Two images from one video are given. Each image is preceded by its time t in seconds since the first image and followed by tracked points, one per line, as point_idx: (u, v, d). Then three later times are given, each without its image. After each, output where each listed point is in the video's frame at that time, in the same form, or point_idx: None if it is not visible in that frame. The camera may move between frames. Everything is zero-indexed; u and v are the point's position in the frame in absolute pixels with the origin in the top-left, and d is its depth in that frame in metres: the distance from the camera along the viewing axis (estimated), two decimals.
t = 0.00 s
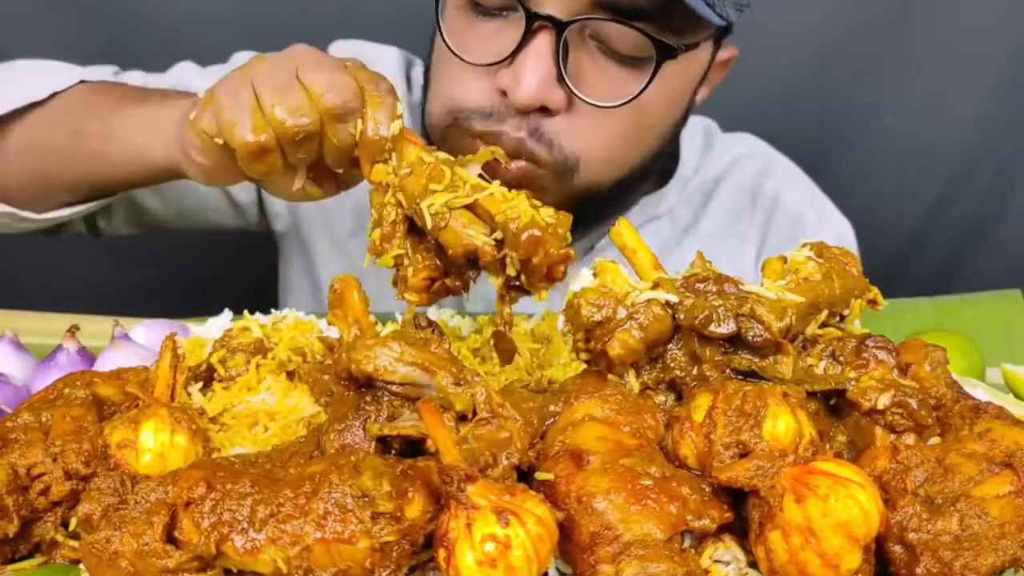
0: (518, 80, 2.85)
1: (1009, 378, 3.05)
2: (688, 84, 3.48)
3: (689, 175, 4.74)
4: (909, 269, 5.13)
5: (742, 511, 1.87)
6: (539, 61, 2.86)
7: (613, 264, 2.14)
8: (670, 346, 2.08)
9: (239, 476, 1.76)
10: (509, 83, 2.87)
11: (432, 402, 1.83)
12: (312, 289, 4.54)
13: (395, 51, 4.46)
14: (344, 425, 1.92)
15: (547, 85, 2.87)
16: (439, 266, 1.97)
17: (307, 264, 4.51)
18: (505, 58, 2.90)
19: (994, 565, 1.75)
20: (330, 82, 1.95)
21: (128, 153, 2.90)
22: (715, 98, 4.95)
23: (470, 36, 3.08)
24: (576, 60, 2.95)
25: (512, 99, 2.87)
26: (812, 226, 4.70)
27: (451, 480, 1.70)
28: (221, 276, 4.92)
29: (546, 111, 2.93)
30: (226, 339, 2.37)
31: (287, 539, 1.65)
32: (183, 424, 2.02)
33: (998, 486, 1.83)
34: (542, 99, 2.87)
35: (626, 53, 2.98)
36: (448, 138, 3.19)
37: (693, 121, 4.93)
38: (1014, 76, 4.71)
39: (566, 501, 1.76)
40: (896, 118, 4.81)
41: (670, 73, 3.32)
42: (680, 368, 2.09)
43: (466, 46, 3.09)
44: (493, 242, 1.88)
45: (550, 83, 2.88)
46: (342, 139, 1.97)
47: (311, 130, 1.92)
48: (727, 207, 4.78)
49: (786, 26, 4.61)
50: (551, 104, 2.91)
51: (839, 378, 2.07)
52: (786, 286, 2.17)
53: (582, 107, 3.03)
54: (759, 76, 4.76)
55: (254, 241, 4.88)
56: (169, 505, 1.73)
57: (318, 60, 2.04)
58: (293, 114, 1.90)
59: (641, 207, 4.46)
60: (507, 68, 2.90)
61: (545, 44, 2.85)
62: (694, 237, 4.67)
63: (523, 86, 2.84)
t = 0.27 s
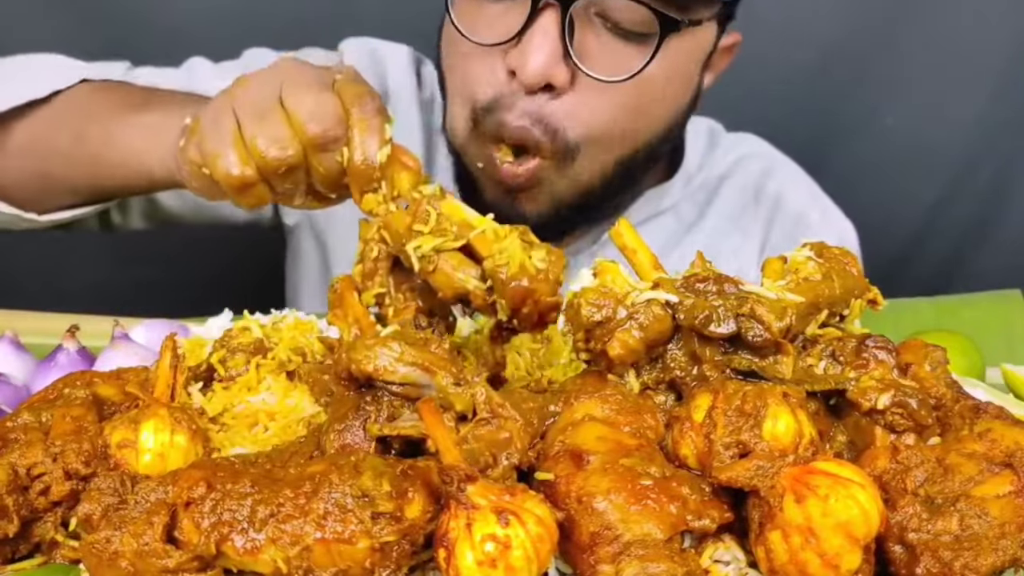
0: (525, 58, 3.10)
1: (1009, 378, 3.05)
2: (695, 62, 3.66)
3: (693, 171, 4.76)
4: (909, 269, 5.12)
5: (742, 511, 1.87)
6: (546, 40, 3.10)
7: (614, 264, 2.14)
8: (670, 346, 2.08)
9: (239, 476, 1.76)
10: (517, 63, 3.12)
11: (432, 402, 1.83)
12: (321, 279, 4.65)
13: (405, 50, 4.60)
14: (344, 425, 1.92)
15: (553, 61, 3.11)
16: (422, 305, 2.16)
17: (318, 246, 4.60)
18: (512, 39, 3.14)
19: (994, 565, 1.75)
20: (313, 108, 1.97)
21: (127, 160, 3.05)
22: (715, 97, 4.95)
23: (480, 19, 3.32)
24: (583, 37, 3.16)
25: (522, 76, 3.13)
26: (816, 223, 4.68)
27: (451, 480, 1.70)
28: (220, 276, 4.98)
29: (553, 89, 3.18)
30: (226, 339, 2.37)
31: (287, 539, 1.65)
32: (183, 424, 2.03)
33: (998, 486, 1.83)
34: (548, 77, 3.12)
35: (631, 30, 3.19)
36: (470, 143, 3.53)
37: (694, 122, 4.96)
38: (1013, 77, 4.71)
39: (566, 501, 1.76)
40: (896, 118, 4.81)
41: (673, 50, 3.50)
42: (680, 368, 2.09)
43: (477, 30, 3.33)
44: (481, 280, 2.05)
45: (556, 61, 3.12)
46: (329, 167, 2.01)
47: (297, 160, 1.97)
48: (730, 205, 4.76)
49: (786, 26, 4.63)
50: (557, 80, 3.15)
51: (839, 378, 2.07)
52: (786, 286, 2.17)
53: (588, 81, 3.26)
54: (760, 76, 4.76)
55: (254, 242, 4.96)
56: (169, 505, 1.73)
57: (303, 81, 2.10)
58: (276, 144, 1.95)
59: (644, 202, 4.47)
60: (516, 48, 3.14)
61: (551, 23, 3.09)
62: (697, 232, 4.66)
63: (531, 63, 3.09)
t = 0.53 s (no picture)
0: (542, 52, 3.08)
1: (1009, 378, 3.05)
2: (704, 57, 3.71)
3: (694, 170, 4.76)
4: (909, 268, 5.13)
5: (742, 510, 1.88)
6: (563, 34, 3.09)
7: (614, 264, 2.14)
8: (670, 346, 2.08)
9: (239, 476, 1.76)
10: (535, 57, 3.11)
11: (432, 402, 1.83)
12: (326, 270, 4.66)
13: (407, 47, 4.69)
14: (344, 424, 1.92)
15: (571, 55, 3.09)
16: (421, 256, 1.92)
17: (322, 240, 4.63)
18: (530, 32, 3.14)
19: (994, 565, 1.76)
20: (252, 88, 1.82)
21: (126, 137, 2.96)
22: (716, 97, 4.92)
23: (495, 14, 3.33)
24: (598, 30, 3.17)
25: (540, 70, 3.11)
26: (817, 225, 4.77)
27: (451, 480, 1.70)
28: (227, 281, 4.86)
29: (572, 81, 3.15)
30: (226, 339, 2.37)
31: (287, 539, 1.65)
32: (183, 424, 2.03)
33: (999, 486, 1.83)
34: (567, 70, 3.10)
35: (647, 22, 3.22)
36: (483, 126, 3.47)
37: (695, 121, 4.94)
38: (1014, 77, 4.70)
39: (566, 501, 1.76)
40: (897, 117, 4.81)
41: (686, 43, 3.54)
42: (680, 368, 2.08)
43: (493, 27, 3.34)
44: (467, 218, 1.80)
45: (574, 54, 3.10)
46: (290, 135, 1.84)
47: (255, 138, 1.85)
48: (731, 204, 4.82)
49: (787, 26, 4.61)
50: (576, 74, 3.13)
51: (839, 378, 2.07)
52: (786, 286, 2.17)
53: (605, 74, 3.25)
54: (761, 76, 4.74)
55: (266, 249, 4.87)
56: (169, 505, 1.73)
57: (242, 50, 1.94)
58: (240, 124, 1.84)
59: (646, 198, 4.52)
60: (532, 41, 3.14)
61: (568, 15, 3.09)
62: (699, 231, 4.71)
63: (549, 56, 3.07)
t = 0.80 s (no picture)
0: (559, 14, 3.24)
1: (1009, 378, 3.05)
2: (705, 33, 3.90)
3: (693, 167, 4.85)
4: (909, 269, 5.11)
5: (742, 510, 1.88)
6: None
7: (613, 264, 2.15)
8: (670, 346, 2.08)
9: (239, 476, 1.76)
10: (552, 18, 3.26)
11: (432, 402, 1.83)
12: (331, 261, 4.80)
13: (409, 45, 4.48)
14: (344, 424, 1.92)
15: (586, 17, 3.25)
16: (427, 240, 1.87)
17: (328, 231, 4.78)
18: None
19: (994, 565, 1.76)
20: None
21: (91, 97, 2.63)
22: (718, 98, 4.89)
23: None
24: None
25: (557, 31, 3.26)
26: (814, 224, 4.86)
27: (451, 480, 1.70)
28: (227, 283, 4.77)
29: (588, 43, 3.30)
30: (226, 339, 2.37)
31: (287, 539, 1.65)
32: (183, 424, 2.03)
33: (999, 486, 1.83)
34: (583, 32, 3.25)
35: None
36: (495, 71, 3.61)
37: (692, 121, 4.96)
38: (1014, 78, 4.71)
39: (566, 501, 1.76)
40: (897, 117, 4.81)
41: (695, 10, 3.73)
42: (680, 368, 2.08)
43: None
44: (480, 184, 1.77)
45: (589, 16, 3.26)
46: (295, 54, 1.60)
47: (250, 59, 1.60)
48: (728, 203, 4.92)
49: (786, 24, 4.63)
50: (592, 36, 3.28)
51: (839, 378, 2.07)
52: (786, 286, 2.17)
53: (620, 35, 3.42)
54: (761, 75, 4.75)
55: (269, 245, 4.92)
56: (169, 505, 1.73)
57: None
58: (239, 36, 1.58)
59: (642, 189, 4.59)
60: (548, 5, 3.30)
61: None
62: (698, 230, 4.81)
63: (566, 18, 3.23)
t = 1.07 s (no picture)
0: None
1: (1009, 378, 3.05)
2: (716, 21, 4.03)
3: (694, 164, 4.81)
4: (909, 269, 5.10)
5: (742, 510, 1.88)
6: None
7: (613, 264, 2.16)
8: (670, 346, 2.08)
9: (239, 476, 1.76)
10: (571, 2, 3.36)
11: (432, 402, 1.83)
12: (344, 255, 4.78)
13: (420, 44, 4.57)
14: (344, 424, 1.92)
15: None
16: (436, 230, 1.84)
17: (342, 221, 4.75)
18: None
19: (994, 565, 1.76)
20: None
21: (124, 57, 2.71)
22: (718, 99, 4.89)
23: None
24: None
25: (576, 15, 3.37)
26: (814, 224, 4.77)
27: (451, 480, 1.70)
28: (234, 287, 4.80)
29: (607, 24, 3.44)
30: (226, 339, 2.37)
31: (287, 539, 1.65)
32: (183, 424, 2.03)
33: (999, 486, 1.83)
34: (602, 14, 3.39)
35: None
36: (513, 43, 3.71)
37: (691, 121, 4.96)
38: (1014, 78, 4.71)
39: (566, 501, 1.76)
40: (897, 117, 4.81)
41: None
42: (680, 368, 2.08)
43: None
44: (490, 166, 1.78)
45: None
46: None
47: None
48: (730, 202, 4.85)
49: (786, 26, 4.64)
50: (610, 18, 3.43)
51: (839, 378, 2.07)
52: (786, 286, 2.17)
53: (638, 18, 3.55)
54: (762, 76, 4.75)
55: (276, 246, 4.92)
56: (169, 505, 1.73)
57: None
58: None
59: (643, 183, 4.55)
60: None
61: None
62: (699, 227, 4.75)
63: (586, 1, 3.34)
